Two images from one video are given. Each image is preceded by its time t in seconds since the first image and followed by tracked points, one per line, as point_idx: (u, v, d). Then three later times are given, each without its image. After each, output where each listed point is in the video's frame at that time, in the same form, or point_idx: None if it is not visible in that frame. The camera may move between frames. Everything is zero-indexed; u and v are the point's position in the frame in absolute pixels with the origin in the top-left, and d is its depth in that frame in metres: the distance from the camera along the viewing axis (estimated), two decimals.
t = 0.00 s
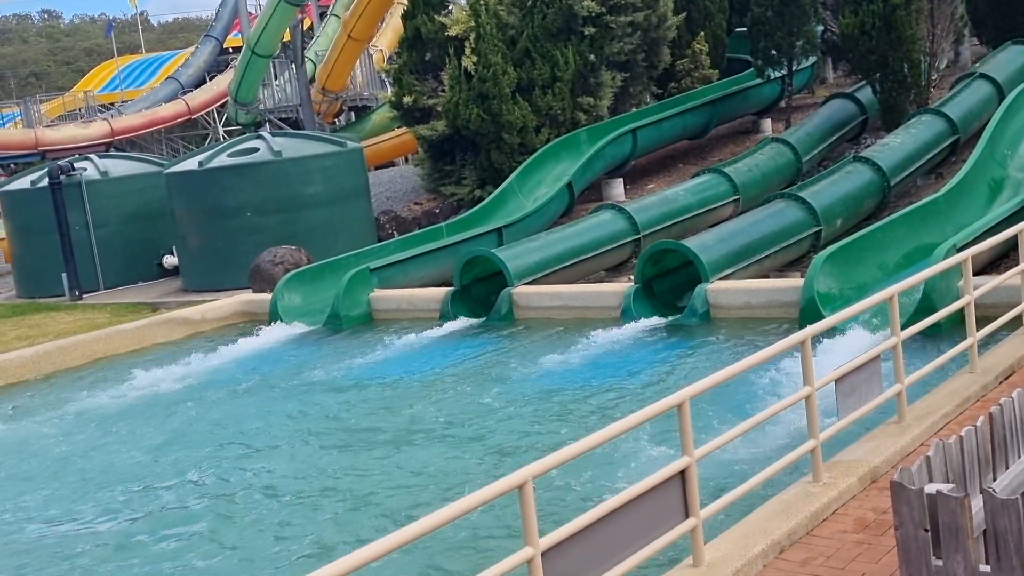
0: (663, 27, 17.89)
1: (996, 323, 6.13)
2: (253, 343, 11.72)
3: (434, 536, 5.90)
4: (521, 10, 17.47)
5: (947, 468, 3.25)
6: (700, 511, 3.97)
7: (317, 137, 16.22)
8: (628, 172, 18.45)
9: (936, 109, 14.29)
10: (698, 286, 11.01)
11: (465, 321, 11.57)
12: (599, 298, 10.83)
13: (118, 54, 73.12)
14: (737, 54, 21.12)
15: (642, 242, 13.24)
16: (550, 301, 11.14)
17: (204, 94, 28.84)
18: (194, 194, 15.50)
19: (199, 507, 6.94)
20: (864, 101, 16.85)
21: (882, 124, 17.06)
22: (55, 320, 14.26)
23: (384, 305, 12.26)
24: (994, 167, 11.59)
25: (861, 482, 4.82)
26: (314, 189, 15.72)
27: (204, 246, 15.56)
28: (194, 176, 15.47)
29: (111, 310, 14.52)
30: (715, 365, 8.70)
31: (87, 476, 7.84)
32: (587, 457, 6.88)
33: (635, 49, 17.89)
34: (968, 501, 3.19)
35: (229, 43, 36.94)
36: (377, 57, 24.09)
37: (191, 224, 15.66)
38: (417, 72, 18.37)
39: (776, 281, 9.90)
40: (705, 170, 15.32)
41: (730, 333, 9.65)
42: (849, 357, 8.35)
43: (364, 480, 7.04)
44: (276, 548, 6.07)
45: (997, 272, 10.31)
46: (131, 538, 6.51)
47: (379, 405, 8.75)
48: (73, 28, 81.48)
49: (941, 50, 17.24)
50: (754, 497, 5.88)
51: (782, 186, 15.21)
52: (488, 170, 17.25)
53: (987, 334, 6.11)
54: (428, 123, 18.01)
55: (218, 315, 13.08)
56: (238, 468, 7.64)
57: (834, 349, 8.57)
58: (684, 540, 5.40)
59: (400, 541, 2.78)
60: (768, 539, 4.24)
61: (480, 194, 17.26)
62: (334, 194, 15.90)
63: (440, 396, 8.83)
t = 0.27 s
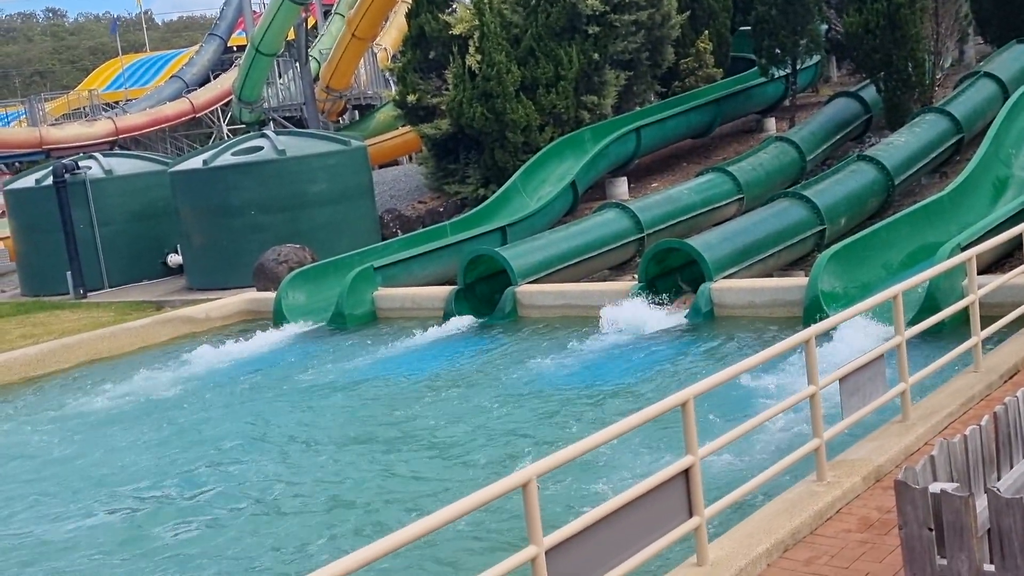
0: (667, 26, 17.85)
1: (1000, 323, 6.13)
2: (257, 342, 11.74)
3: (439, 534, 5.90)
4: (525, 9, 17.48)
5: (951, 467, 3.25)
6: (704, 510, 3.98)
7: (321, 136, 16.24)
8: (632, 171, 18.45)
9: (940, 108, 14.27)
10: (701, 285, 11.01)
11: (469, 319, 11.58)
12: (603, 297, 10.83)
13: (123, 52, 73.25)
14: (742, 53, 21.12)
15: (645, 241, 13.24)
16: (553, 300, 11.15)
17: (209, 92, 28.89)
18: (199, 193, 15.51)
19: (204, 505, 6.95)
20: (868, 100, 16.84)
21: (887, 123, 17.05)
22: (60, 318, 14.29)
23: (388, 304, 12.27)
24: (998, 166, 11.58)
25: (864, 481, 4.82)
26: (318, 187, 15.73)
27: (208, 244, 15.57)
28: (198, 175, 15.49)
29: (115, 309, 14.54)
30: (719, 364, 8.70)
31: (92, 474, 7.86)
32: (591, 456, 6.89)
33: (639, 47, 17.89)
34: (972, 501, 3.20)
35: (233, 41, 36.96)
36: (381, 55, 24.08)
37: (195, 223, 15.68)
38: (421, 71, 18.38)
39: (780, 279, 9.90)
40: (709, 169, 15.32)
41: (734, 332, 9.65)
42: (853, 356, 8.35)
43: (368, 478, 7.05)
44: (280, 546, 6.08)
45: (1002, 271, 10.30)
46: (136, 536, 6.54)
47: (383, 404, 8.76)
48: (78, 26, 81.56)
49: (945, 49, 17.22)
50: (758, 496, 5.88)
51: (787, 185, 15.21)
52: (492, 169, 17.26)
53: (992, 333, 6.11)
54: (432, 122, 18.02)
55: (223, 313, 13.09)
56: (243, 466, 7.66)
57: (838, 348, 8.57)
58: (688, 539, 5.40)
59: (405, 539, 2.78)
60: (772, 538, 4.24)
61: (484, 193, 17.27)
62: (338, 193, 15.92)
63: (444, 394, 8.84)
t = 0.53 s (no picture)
0: (669, 25, 17.88)
1: (1003, 321, 6.12)
2: (259, 341, 11.74)
3: (441, 533, 5.90)
4: (526, 9, 17.48)
5: (952, 466, 3.24)
6: (706, 509, 3.98)
7: (323, 135, 16.24)
8: (633, 170, 18.44)
9: (942, 106, 14.26)
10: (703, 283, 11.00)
11: (471, 319, 11.58)
12: (605, 296, 10.83)
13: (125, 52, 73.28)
14: (743, 52, 21.10)
15: (647, 240, 13.24)
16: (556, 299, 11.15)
17: (211, 92, 28.91)
18: (200, 192, 15.52)
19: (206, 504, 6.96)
20: (870, 99, 16.83)
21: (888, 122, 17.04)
22: (62, 318, 14.30)
23: (390, 303, 12.28)
24: (1000, 164, 11.57)
25: (866, 480, 4.82)
26: (320, 187, 15.74)
27: (210, 244, 15.58)
28: (200, 174, 15.50)
29: (117, 308, 14.55)
30: (721, 363, 8.70)
31: (95, 473, 7.88)
32: (593, 455, 6.90)
33: (641, 46, 17.89)
34: (974, 499, 3.19)
35: (234, 41, 36.97)
36: (383, 55, 24.09)
37: (197, 222, 15.69)
38: (422, 70, 18.37)
39: (782, 278, 9.90)
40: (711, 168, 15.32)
41: (736, 331, 9.65)
42: (856, 355, 8.35)
43: (370, 478, 7.06)
44: (282, 545, 6.08)
45: (1004, 270, 10.29)
46: (138, 535, 6.54)
47: (385, 403, 8.76)
48: (79, 26, 81.59)
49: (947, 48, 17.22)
50: (760, 495, 5.88)
51: (789, 184, 15.20)
52: (494, 168, 17.26)
53: (994, 332, 6.10)
54: (433, 121, 18.03)
55: (225, 313, 13.10)
56: (245, 465, 7.67)
57: (840, 347, 8.56)
58: (690, 538, 5.40)
59: (405, 539, 2.78)
60: (774, 537, 4.24)
61: (486, 192, 17.27)
62: (340, 192, 15.92)
63: (446, 394, 8.84)
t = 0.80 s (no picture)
0: (672, 23, 17.91)
1: (1007, 319, 6.11)
2: (262, 340, 11.75)
3: (445, 531, 5.91)
4: (529, 7, 17.45)
5: (957, 465, 3.24)
6: (709, 508, 3.98)
7: (326, 134, 16.25)
8: (636, 169, 18.44)
9: (945, 105, 14.25)
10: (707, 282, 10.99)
11: (474, 317, 11.58)
12: (608, 294, 10.83)
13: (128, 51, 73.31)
14: (746, 51, 21.09)
15: (650, 239, 13.24)
16: (559, 298, 11.15)
17: (215, 91, 28.93)
18: (204, 191, 15.53)
19: (210, 503, 6.97)
20: (874, 97, 16.81)
21: (892, 120, 17.02)
22: (66, 316, 14.32)
23: (393, 302, 12.28)
24: (1004, 163, 11.55)
25: (870, 479, 4.82)
26: (324, 185, 15.74)
27: (213, 243, 15.60)
28: (204, 173, 15.51)
29: (121, 307, 14.57)
30: (725, 361, 8.70)
31: (99, 472, 7.89)
32: (596, 454, 6.90)
33: (644, 45, 17.87)
34: (978, 498, 3.19)
35: (238, 40, 37.01)
36: (386, 54, 24.09)
37: (201, 221, 15.71)
38: (426, 69, 18.37)
39: (785, 276, 9.89)
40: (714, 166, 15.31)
41: (740, 329, 9.64)
42: (859, 353, 8.35)
43: (374, 476, 7.07)
44: (286, 544, 6.09)
45: (1007, 269, 10.28)
46: (142, 533, 6.55)
47: (389, 402, 8.76)
48: (83, 25, 81.61)
49: (950, 46, 17.20)
50: (764, 494, 5.88)
51: (792, 182, 15.19)
52: (497, 166, 17.26)
53: (998, 330, 6.10)
54: (437, 120, 18.03)
55: (228, 311, 13.12)
56: (249, 463, 7.68)
57: (843, 345, 8.56)
58: (693, 537, 5.41)
59: (407, 539, 2.78)
60: (778, 536, 4.24)
61: (489, 191, 17.28)
62: (343, 191, 15.93)
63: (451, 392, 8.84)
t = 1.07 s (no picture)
0: (677, 17, 17.89)
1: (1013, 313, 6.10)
2: (267, 336, 11.76)
3: (451, 527, 5.91)
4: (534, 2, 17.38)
5: (963, 459, 3.24)
6: (715, 503, 3.98)
7: (331, 129, 16.25)
8: (641, 164, 18.42)
9: (951, 98, 14.21)
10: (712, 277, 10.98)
11: (480, 313, 11.58)
12: (613, 289, 10.83)
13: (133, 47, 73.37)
14: (751, 44, 21.05)
15: (655, 234, 13.23)
16: (564, 293, 11.14)
17: (219, 87, 28.95)
18: (210, 187, 15.54)
19: (217, 499, 6.97)
20: (879, 91, 16.77)
21: (897, 114, 16.99)
22: (72, 313, 14.35)
23: (398, 297, 12.28)
24: (1010, 156, 11.52)
25: (876, 473, 4.81)
26: (329, 181, 15.75)
27: (219, 239, 15.61)
28: (209, 169, 15.52)
29: (126, 303, 14.59)
30: (730, 356, 8.69)
31: (106, 468, 7.90)
32: (602, 449, 6.91)
33: (649, 39, 17.83)
34: (985, 492, 3.19)
35: (242, 36, 36.99)
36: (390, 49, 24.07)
37: (206, 217, 15.72)
38: (430, 64, 18.35)
39: (790, 271, 9.86)
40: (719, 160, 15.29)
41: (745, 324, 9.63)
42: (864, 348, 8.34)
43: (379, 471, 7.08)
44: (292, 540, 6.10)
45: (1013, 262, 10.26)
46: (149, 529, 6.56)
47: (395, 397, 8.76)
48: (87, 21, 81.57)
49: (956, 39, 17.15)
50: (770, 488, 5.88)
51: (797, 177, 15.17)
52: (502, 162, 17.26)
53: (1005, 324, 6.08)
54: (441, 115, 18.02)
55: (234, 307, 13.13)
56: (255, 459, 7.69)
57: (848, 339, 8.55)
58: (699, 532, 5.40)
59: (411, 535, 2.78)
60: (784, 530, 4.24)
61: (494, 186, 17.28)
62: (348, 186, 15.93)
63: (458, 387, 8.84)
